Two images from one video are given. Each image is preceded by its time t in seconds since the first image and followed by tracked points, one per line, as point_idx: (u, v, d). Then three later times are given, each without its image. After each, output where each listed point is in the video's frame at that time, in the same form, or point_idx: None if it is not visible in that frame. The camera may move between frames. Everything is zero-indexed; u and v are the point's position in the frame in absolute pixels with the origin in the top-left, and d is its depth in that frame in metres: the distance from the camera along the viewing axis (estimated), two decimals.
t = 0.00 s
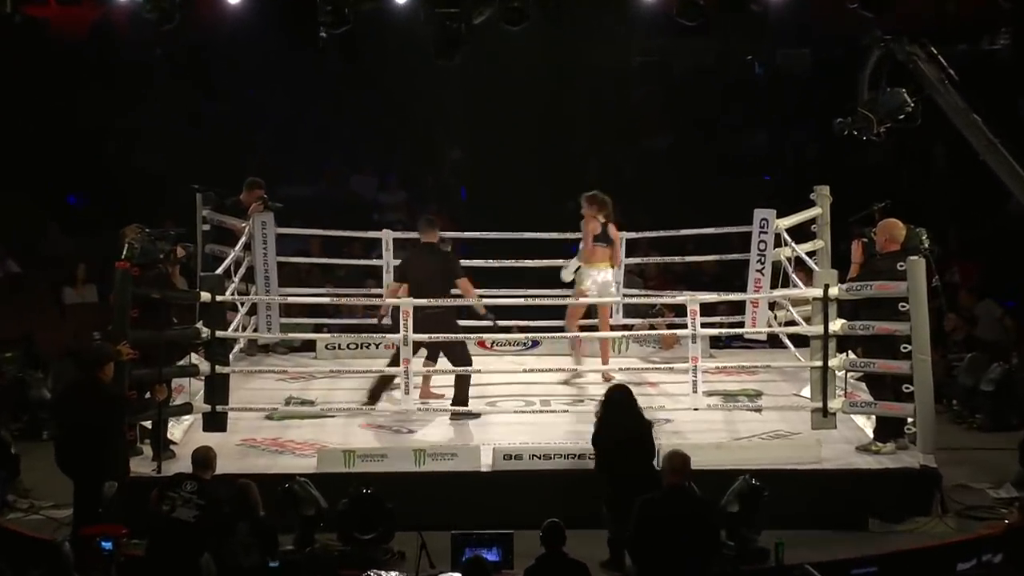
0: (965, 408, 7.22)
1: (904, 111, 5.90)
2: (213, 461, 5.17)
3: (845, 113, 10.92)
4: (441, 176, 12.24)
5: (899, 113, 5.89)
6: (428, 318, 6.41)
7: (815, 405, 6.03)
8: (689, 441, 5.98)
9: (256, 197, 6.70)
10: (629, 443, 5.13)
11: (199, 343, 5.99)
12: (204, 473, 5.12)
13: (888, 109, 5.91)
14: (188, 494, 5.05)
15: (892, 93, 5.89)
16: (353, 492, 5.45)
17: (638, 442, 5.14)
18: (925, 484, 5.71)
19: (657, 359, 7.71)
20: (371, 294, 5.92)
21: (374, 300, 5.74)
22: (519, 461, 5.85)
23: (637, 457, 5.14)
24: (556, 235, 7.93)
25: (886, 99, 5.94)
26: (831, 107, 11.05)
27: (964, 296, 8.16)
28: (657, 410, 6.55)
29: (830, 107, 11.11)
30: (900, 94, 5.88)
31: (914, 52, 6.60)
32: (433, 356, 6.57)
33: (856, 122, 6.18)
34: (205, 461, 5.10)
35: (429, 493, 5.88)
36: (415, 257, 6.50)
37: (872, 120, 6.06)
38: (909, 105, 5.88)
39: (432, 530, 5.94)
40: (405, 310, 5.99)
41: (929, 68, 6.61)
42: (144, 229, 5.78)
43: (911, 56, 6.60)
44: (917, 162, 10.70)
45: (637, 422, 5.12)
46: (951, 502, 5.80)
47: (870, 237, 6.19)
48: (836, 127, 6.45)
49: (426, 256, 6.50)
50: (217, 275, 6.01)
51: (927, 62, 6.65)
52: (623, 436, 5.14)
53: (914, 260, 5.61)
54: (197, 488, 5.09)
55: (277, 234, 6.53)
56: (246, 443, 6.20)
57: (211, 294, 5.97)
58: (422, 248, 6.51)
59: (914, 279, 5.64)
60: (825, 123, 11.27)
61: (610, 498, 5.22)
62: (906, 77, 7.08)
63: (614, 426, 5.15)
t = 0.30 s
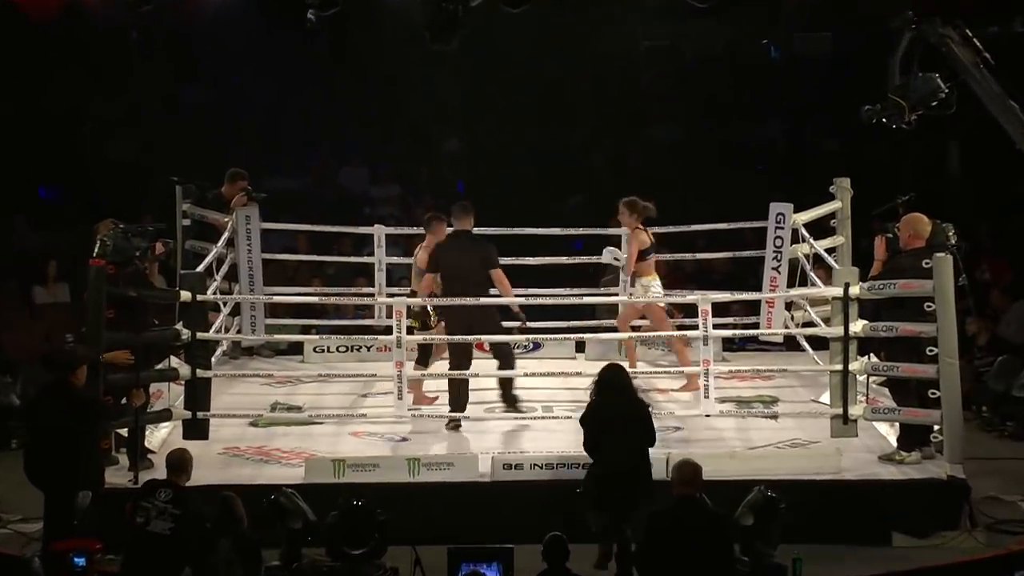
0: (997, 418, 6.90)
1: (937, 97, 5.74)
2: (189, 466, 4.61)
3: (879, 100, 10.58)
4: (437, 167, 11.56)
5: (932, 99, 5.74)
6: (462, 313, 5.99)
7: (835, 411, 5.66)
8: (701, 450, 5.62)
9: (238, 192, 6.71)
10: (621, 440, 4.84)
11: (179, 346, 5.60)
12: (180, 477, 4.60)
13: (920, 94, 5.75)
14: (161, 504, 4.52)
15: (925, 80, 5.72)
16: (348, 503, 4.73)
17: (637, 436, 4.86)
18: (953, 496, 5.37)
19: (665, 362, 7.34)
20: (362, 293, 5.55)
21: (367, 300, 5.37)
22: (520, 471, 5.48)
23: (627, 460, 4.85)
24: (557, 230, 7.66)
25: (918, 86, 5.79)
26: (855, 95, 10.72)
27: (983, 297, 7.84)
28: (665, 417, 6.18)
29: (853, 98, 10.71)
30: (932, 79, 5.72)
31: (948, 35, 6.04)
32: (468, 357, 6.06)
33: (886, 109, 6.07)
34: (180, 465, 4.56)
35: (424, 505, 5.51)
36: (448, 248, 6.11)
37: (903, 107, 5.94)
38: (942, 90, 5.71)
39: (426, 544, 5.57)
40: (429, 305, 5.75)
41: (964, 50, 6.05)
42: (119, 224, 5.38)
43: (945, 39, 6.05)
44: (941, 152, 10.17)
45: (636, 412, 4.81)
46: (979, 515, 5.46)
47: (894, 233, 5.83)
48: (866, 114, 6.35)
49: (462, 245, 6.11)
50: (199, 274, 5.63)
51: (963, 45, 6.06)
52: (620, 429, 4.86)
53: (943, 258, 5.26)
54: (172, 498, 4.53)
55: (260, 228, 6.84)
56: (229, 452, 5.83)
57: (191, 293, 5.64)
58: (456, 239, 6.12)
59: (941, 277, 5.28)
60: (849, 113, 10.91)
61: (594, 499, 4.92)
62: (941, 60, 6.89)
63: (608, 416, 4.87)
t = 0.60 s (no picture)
0: None
1: (974, 83, 5.48)
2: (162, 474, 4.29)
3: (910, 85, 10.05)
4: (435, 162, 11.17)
5: (969, 85, 5.47)
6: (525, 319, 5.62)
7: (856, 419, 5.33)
8: (712, 459, 5.29)
9: (221, 183, 6.58)
10: (620, 443, 4.51)
11: (160, 349, 5.25)
12: (152, 486, 4.29)
13: (956, 80, 5.49)
14: (131, 519, 4.18)
15: (962, 63, 5.46)
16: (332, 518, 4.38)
17: (639, 440, 4.54)
18: (980, 508, 5.02)
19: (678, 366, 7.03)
20: (355, 293, 5.20)
21: (361, 299, 5.05)
22: (518, 481, 5.14)
23: (627, 464, 4.49)
24: (559, 226, 7.41)
25: (954, 69, 5.52)
26: (886, 78, 10.39)
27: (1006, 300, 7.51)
28: (674, 425, 5.84)
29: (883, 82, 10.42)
30: (970, 64, 5.45)
31: (987, 17, 5.61)
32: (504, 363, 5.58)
33: (919, 96, 5.79)
34: (152, 472, 4.24)
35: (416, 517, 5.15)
36: (509, 254, 5.74)
37: (938, 93, 5.67)
38: (980, 76, 5.45)
39: (420, 559, 5.23)
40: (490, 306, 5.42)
41: (1002, 33, 5.64)
42: (93, 219, 5.04)
43: (982, 22, 5.61)
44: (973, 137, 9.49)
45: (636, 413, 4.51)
46: (1009, 530, 5.12)
47: (918, 229, 5.49)
48: (897, 100, 6.04)
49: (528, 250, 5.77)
50: (180, 272, 5.30)
51: (1002, 28, 5.66)
52: (619, 433, 4.54)
53: (970, 254, 4.92)
54: (142, 512, 4.18)
55: (244, 223, 6.61)
56: (211, 461, 5.50)
57: (171, 293, 5.27)
58: (519, 244, 5.76)
59: (967, 276, 4.93)
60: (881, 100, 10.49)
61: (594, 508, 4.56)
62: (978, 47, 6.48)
63: (605, 420, 4.55)
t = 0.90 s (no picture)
0: None
1: (1017, 67, 5.40)
2: (140, 488, 3.90)
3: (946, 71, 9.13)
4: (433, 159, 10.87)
5: (1011, 69, 5.40)
6: (587, 316, 5.47)
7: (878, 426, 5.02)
8: (724, 470, 4.97)
9: (202, 172, 6.48)
10: (630, 443, 4.14)
11: (137, 353, 4.95)
12: (129, 500, 3.88)
13: (998, 66, 5.41)
14: (102, 534, 3.80)
15: (1002, 49, 5.39)
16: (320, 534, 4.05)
17: (642, 440, 4.16)
18: (1010, 521, 4.70)
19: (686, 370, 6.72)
20: (345, 292, 4.89)
21: (352, 299, 4.74)
22: (519, 493, 4.81)
23: (621, 468, 4.13)
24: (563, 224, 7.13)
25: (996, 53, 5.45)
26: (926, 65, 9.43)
27: None
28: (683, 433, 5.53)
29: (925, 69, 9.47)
30: (1012, 48, 5.37)
31: None
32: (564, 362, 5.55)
33: (960, 81, 5.78)
34: (131, 485, 3.87)
35: (409, 530, 4.83)
36: (566, 245, 5.52)
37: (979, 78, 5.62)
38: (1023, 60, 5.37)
39: None
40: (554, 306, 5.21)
41: None
42: (65, 213, 4.74)
43: None
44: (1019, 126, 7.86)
45: (636, 414, 4.12)
46: None
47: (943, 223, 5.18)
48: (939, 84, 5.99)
49: (585, 238, 5.54)
50: (160, 270, 4.99)
51: None
52: (620, 433, 4.17)
53: (999, 252, 4.59)
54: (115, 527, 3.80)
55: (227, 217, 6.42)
56: (192, 471, 5.18)
57: (150, 292, 4.96)
58: (573, 233, 5.52)
59: (996, 275, 4.63)
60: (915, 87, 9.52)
61: (602, 512, 4.24)
62: None
63: (613, 417, 4.17)
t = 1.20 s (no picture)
0: None
1: None
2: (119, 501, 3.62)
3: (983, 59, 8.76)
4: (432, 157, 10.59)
5: None
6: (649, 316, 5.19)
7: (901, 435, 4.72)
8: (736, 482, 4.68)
9: (182, 165, 6.25)
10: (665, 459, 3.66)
11: (113, 355, 4.67)
12: (105, 515, 3.60)
13: None
14: (76, 549, 3.49)
15: None
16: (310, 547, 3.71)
17: (680, 455, 3.67)
18: None
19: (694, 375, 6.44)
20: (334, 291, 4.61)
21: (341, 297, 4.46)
22: (521, 505, 4.49)
23: (652, 482, 3.66)
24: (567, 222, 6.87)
25: None
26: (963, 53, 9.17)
27: None
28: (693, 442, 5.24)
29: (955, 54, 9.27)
30: None
31: None
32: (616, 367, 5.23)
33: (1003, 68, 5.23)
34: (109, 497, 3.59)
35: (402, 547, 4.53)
36: (624, 241, 5.15)
37: None
38: None
39: None
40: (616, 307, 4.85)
41: None
42: (35, 209, 4.46)
43: None
44: None
45: (671, 428, 3.62)
46: None
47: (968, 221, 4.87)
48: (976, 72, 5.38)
49: (643, 235, 5.20)
50: (138, 268, 4.71)
51: None
52: (654, 445, 3.69)
53: None
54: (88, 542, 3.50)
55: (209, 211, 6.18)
56: (173, 482, 4.90)
57: (127, 292, 4.68)
58: (630, 229, 5.13)
59: None
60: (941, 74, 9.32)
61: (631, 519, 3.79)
62: None
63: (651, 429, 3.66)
